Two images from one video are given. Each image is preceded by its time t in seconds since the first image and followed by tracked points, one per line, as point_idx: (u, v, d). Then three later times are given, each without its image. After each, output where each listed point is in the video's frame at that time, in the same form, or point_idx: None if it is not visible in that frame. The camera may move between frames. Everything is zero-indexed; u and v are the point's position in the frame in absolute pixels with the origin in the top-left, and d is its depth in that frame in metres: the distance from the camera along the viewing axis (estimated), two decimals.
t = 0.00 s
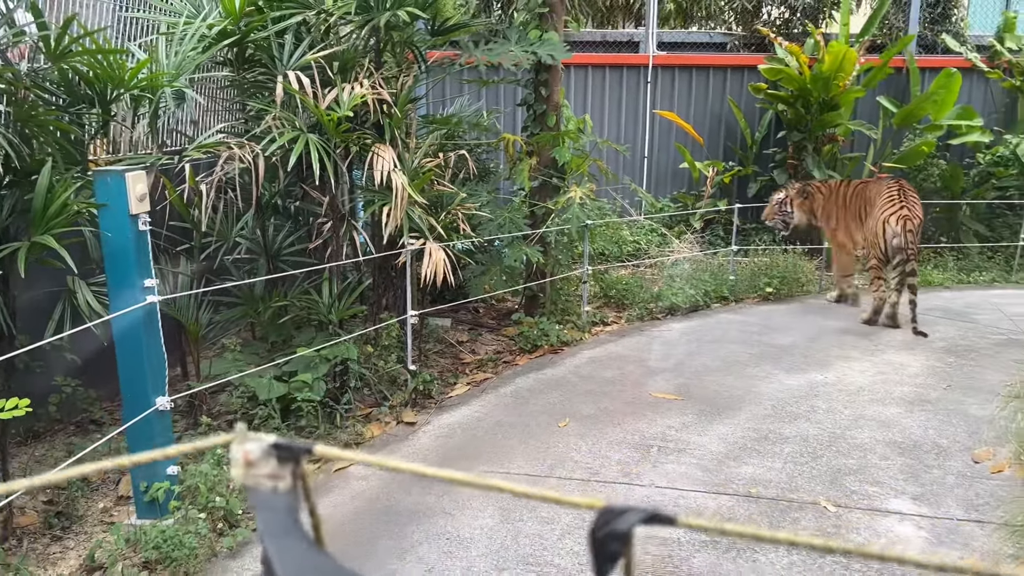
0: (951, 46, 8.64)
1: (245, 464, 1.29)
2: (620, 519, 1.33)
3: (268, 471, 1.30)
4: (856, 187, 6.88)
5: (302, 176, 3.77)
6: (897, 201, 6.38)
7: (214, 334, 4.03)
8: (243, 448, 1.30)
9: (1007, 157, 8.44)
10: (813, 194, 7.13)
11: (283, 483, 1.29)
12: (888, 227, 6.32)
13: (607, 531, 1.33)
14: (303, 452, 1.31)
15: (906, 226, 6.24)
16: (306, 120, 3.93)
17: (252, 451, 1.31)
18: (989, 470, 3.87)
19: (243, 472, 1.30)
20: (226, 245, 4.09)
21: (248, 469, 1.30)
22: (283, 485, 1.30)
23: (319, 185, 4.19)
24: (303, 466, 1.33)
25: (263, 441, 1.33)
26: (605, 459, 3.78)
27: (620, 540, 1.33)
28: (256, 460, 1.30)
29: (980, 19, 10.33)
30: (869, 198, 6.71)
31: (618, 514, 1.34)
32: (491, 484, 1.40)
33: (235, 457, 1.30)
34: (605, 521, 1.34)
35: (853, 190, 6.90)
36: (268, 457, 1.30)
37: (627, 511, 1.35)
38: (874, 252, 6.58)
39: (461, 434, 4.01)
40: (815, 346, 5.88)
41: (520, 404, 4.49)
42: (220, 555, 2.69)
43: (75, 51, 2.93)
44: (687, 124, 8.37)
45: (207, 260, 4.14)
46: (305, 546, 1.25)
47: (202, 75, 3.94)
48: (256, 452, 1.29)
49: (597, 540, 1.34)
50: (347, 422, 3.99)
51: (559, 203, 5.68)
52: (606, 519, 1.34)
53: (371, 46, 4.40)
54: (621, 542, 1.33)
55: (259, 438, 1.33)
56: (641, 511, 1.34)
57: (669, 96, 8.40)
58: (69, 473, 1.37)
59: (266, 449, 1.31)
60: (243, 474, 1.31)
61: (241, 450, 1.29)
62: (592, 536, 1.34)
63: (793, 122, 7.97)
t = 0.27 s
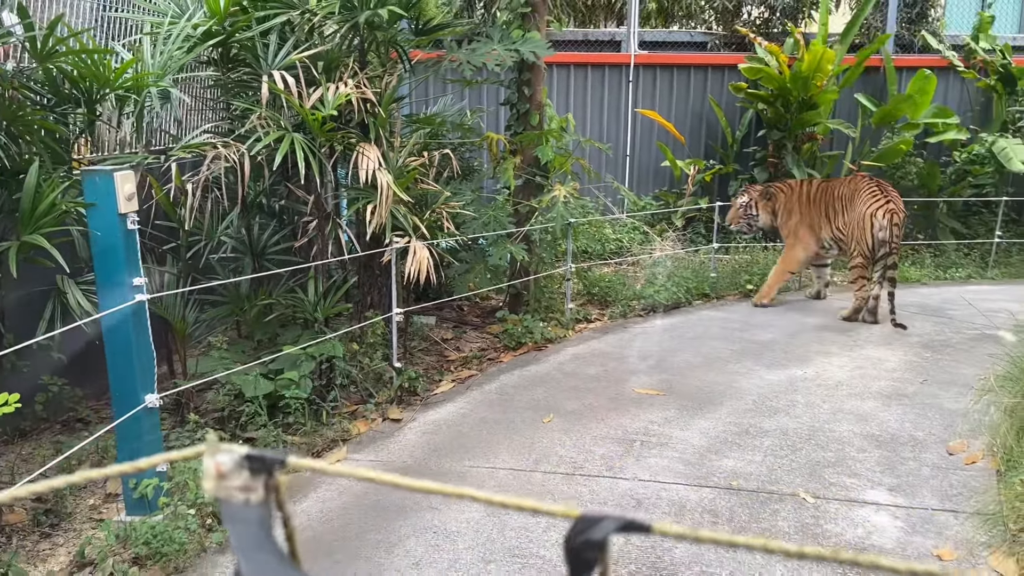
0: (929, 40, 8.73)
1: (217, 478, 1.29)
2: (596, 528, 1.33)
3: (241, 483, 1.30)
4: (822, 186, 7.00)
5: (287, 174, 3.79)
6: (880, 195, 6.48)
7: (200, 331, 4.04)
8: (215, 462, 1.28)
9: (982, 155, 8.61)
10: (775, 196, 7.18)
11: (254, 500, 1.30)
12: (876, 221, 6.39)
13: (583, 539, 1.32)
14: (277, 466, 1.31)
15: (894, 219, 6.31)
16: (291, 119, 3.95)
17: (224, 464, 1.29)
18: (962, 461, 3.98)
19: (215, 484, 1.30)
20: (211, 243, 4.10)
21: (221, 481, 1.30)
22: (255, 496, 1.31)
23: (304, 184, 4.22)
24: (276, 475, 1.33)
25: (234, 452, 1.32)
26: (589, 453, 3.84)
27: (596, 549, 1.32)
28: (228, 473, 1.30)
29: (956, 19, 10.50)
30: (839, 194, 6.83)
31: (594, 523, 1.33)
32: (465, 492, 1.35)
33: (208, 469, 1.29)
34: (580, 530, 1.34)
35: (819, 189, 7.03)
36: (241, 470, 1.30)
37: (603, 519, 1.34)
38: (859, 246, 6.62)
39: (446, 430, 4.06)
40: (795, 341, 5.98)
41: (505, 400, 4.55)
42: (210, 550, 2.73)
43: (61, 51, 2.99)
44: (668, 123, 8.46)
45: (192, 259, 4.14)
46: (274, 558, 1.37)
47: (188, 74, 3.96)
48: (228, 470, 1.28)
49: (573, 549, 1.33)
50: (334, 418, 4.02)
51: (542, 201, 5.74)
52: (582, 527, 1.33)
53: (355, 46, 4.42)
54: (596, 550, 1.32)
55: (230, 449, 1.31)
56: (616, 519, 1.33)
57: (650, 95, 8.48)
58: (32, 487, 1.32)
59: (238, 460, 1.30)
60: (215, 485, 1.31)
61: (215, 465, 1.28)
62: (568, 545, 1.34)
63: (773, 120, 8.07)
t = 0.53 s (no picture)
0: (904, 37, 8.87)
1: (188, 481, 1.37)
2: (572, 528, 1.40)
3: (212, 486, 1.38)
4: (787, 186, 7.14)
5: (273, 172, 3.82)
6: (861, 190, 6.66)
7: (186, 329, 4.03)
8: (186, 466, 1.37)
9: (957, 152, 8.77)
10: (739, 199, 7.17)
11: (226, 502, 1.38)
12: (864, 219, 6.52)
13: (559, 540, 1.39)
14: (247, 469, 1.39)
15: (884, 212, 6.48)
16: (276, 117, 3.98)
17: (195, 467, 1.38)
18: (937, 451, 4.09)
19: (187, 488, 1.38)
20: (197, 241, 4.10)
21: (192, 483, 1.38)
22: (227, 499, 1.40)
23: (290, 181, 4.24)
24: (246, 479, 1.41)
25: (207, 457, 1.40)
26: (573, 445, 3.92)
27: (574, 550, 1.39)
28: (199, 477, 1.38)
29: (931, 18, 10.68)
30: (813, 193, 6.99)
31: (571, 523, 1.41)
32: (440, 493, 1.45)
33: (179, 472, 1.38)
34: (557, 531, 1.41)
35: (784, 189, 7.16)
36: (212, 473, 1.38)
37: (579, 519, 1.42)
38: (845, 242, 6.76)
39: (432, 424, 4.12)
40: (774, 336, 6.09)
41: (490, 395, 4.60)
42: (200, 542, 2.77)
43: (47, 50, 3.06)
44: (650, 121, 8.55)
45: (178, 256, 4.15)
46: (243, 562, 1.46)
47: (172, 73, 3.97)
48: (199, 472, 1.36)
49: (549, 549, 1.40)
50: (320, 414, 4.06)
51: (526, 198, 5.81)
52: (559, 528, 1.40)
53: (339, 44, 4.45)
54: (572, 550, 1.39)
55: (200, 454, 1.40)
56: (593, 520, 1.41)
57: (632, 93, 8.56)
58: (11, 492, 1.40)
59: (209, 464, 1.39)
60: (187, 488, 1.39)
61: (186, 468, 1.36)
62: (545, 546, 1.40)
63: (752, 118, 8.19)
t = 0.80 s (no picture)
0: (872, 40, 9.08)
1: (143, 489, 1.47)
2: (536, 532, 1.47)
3: (166, 493, 1.49)
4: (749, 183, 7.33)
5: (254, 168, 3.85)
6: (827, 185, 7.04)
7: (168, 324, 4.01)
8: (139, 473, 1.47)
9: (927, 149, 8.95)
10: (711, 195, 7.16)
11: (180, 509, 1.49)
12: (838, 211, 6.82)
13: (523, 544, 1.46)
14: (201, 475, 1.50)
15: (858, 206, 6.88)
16: (257, 113, 4.01)
17: (149, 475, 1.49)
18: (904, 439, 4.20)
19: (141, 495, 1.49)
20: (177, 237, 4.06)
21: (146, 491, 1.48)
22: (181, 505, 1.50)
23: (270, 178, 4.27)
24: (200, 484, 1.52)
25: (161, 464, 1.51)
26: (552, 436, 4.00)
27: (537, 553, 1.46)
28: (154, 485, 1.48)
29: (902, 17, 10.89)
30: (781, 188, 7.22)
31: (533, 527, 1.47)
32: (404, 498, 1.51)
33: (132, 480, 1.47)
34: (520, 534, 1.48)
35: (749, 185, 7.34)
36: (166, 480, 1.49)
37: (542, 524, 1.49)
38: (818, 235, 6.95)
39: (414, 416, 4.18)
40: (749, 329, 6.22)
41: (470, 389, 4.66)
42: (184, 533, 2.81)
43: (29, 47, 3.09)
44: (627, 118, 8.65)
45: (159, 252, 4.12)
46: (195, 564, 1.56)
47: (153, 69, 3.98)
48: (154, 479, 1.47)
49: (513, 553, 1.47)
50: (302, 408, 4.10)
51: (505, 195, 5.88)
52: (522, 532, 1.47)
53: (320, 42, 4.49)
54: (535, 553, 1.46)
55: (153, 462, 1.50)
56: (556, 524, 1.48)
57: (609, 90, 8.66)
58: None
59: (164, 471, 1.49)
60: (141, 496, 1.49)
61: (139, 476, 1.46)
62: (509, 549, 1.47)
63: (728, 116, 8.32)
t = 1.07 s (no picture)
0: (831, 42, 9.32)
1: (66, 501, 1.44)
2: (469, 540, 1.48)
3: (91, 507, 1.46)
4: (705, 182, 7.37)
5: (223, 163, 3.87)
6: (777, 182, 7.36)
7: (138, 317, 3.98)
8: (64, 486, 1.44)
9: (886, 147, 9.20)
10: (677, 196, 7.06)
11: (106, 523, 1.46)
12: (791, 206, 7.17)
13: (454, 553, 1.47)
14: (129, 489, 1.46)
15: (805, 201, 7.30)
16: (226, 108, 4.02)
17: (73, 487, 1.45)
18: (859, 428, 4.31)
19: (64, 508, 1.45)
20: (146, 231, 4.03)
21: (70, 503, 1.45)
22: (107, 517, 1.47)
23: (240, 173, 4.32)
24: (130, 495, 1.49)
25: (87, 476, 1.47)
26: (520, 427, 4.09)
27: (468, 562, 1.47)
28: (77, 498, 1.45)
29: (863, 19, 11.16)
30: (736, 185, 7.40)
31: (466, 536, 1.48)
32: (337, 508, 1.49)
33: (56, 492, 1.44)
34: (452, 543, 1.48)
35: (705, 185, 7.37)
36: (92, 493, 1.45)
37: (476, 531, 1.49)
38: (773, 230, 7.20)
39: (383, 409, 4.24)
40: (712, 323, 6.37)
41: (439, 382, 4.73)
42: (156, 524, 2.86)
43: None
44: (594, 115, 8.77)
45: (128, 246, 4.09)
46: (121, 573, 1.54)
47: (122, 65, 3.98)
48: (78, 494, 1.43)
49: (447, 561, 1.47)
50: (273, 401, 4.14)
51: (474, 190, 5.95)
52: (455, 540, 1.48)
53: (289, 38, 4.51)
54: (468, 562, 1.47)
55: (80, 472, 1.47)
56: (489, 532, 1.49)
57: (577, 88, 8.77)
58: None
59: (89, 484, 1.45)
60: (65, 509, 1.46)
61: (63, 489, 1.43)
62: (441, 559, 1.47)
63: (694, 113, 8.48)
